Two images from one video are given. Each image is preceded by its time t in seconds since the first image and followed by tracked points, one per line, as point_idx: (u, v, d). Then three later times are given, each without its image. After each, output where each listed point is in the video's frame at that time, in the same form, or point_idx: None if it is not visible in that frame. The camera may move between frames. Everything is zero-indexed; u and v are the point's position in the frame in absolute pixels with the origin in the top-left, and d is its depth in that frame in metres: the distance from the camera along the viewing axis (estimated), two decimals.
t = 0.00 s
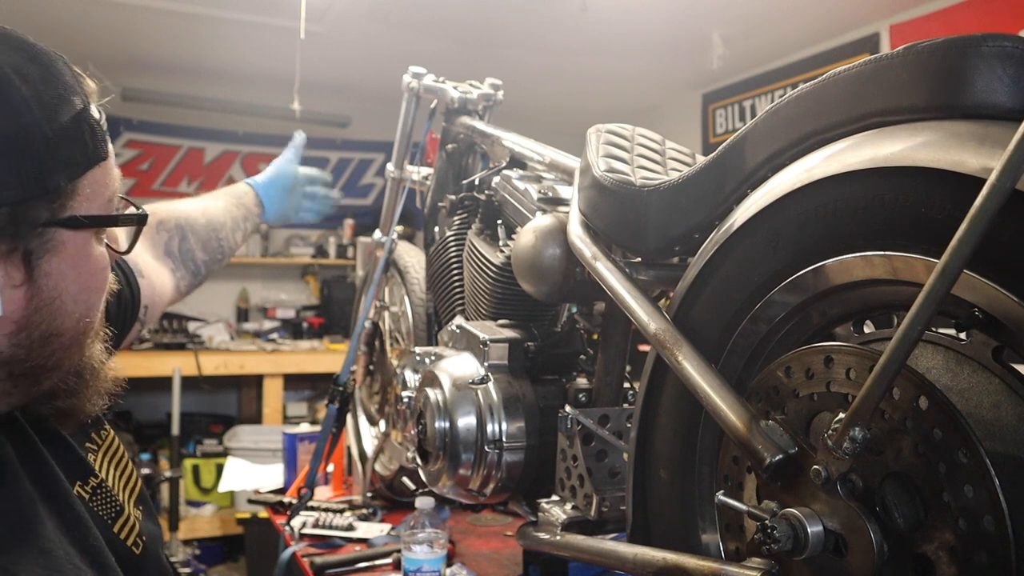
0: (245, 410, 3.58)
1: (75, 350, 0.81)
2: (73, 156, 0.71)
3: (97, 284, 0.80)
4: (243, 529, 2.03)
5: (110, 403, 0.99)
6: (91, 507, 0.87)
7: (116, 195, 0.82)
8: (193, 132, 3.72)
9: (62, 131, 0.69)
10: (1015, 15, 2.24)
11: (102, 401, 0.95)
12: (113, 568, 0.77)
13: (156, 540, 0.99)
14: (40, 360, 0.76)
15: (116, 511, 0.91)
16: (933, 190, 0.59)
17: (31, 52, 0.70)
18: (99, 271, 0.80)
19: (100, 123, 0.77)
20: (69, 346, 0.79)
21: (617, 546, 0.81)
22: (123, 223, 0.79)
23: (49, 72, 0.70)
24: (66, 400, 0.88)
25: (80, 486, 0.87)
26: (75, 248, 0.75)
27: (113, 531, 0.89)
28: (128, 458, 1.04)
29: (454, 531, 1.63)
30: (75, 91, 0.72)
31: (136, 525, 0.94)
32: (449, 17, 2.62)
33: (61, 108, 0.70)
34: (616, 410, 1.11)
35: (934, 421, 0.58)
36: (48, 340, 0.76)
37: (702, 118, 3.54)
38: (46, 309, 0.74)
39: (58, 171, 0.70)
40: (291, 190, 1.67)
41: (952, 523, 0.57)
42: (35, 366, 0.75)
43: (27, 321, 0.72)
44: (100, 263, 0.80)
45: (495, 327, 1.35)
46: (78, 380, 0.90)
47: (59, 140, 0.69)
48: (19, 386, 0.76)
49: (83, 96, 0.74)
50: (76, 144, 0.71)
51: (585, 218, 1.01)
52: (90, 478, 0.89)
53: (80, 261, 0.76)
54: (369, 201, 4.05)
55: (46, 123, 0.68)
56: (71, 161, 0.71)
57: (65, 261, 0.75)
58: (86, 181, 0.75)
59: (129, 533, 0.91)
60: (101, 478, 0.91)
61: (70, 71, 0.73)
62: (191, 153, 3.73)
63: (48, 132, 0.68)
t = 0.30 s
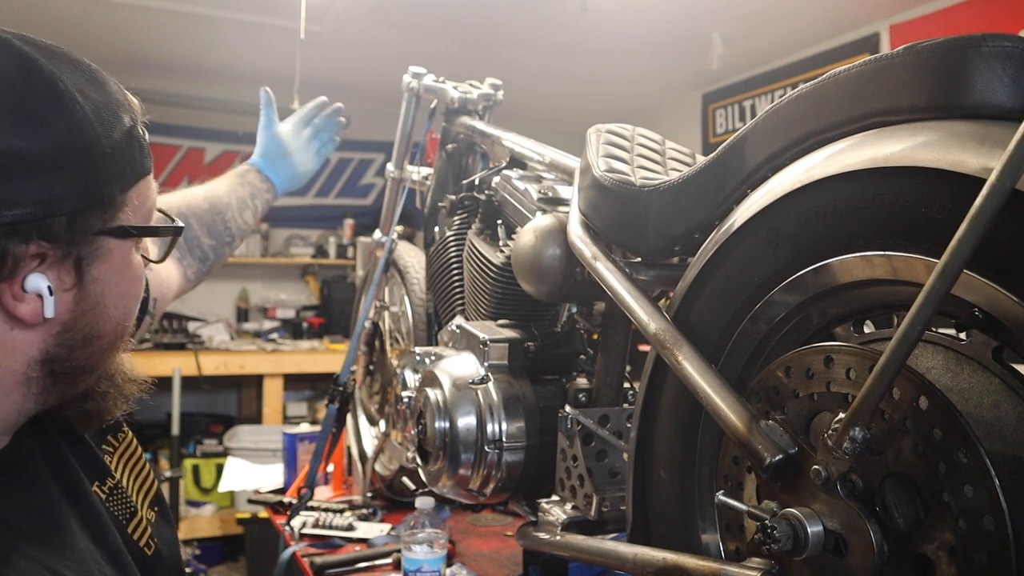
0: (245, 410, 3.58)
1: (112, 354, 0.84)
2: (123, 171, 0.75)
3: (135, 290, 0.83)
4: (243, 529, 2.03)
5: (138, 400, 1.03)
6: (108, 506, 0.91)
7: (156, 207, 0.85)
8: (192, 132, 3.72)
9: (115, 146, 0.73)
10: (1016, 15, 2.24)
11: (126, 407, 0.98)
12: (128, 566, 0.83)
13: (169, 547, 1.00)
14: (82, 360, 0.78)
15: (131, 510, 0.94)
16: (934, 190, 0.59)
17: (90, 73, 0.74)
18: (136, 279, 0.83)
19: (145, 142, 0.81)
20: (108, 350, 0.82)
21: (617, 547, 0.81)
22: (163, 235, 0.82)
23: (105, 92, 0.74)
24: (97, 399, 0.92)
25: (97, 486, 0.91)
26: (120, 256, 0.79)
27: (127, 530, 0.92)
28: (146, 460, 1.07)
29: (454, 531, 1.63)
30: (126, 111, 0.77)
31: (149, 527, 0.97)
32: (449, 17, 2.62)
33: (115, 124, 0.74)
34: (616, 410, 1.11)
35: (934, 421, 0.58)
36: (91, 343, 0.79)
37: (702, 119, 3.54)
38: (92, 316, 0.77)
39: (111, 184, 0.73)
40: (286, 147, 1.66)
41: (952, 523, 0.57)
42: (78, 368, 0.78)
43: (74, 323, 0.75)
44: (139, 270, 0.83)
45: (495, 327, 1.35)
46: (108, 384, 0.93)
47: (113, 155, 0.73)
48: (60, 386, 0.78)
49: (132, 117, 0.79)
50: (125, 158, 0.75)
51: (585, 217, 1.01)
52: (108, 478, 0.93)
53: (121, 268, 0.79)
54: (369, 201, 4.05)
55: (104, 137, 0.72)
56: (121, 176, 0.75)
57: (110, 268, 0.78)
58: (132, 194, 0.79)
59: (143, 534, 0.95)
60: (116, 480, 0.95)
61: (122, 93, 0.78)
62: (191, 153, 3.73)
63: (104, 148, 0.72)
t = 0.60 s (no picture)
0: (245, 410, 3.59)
1: (114, 361, 0.84)
2: (130, 180, 0.75)
3: (142, 299, 0.84)
4: (243, 529, 2.03)
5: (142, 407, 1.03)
6: (112, 511, 0.91)
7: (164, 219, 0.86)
8: (192, 132, 3.72)
9: (122, 156, 0.73)
10: (1016, 15, 2.24)
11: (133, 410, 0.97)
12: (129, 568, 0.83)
13: (169, 549, 1.01)
14: (84, 365, 0.78)
15: (135, 515, 0.95)
16: (934, 190, 0.59)
17: (101, 86, 0.75)
18: (142, 288, 0.83)
19: (154, 153, 0.81)
20: (110, 357, 0.82)
21: (617, 547, 0.81)
22: (170, 246, 0.83)
23: (113, 103, 0.74)
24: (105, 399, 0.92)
25: (102, 490, 0.92)
26: (123, 264, 0.79)
27: (131, 535, 0.92)
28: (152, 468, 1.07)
29: (454, 531, 1.63)
30: (134, 123, 0.77)
31: (152, 531, 0.97)
32: (449, 17, 2.62)
33: (122, 136, 0.74)
34: (616, 410, 1.11)
35: (934, 421, 0.58)
36: (93, 348, 0.78)
37: (702, 119, 3.54)
38: (94, 321, 0.77)
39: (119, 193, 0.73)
40: (320, 177, 1.65)
41: (952, 523, 0.57)
42: (80, 372, 0.78)
43: (76, 328, 0.75)
44: (145, 279, 0.83)
45: (495, 327, 1.34)
46: (118, 386, 0.91)
47: (120, 165, 0.73)
48: (62, 389, 0.78)
49: (141, 128, 0.79)
50: (131, 169, 0.75)
51: (585, 217, 1.01)
52: (113, 483, 0.93)
53: (125, 276, 0.80)
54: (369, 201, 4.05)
55: (110, 148, 0.72)
56: (128, 185, 0.75)
57: (113, 275, 0.78)
58: (138, 203, 0.79)
59: (146, 539, 0.95)
60: (121, 485, 0.95)
61: (132, 106, 0.78)
62: (191, 153, 3.73)
63: (110, 158, 0.72)
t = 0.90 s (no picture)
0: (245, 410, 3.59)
1: (124, 357, 0.83)
2: (140, 178, 0.76)
3: (150, 296, 0.84)
4: (243, 529, 2.03)
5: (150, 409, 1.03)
6: (119, 507, 0.91)
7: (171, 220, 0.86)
8: (192, 132, 3.72)
9: (132, 157, 0.74)
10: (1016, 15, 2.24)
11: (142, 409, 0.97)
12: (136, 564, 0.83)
13: (178, 549, 1.00)
14: (93, 360, 0.78)
15: (141, 512, 0.95)
16: (934, 191, 0.59)
17: (109, 87, 0.75)
18: (149, 286, 0.83)
19: (163, 155, 0.82)
20: (120, 353, 0.82)
21: (617, 546, 0.81)
22: (178, 244, 0.83)
23: (123, 105, 0.75)
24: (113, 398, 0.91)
25: (109, 487, 0.92)
26: (132, 261, 0.79)
27: (137, 531, 0.93)
28: (160, 470, 1.07)
29: (454, 531, 1.63)
30: (144, 125, 0.78)
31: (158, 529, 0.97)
32: (449, 17, 2.62)
33: (132, 137, 0.75)
34: (616, 410, 1.11)
35: (934, 421, 0.58)
36: (102, 342, 0.78)
37: (702, 119, 3.54)
38: (104, 314, 0.77)
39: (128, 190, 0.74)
40: (331, 197, 1.64)
41: (952, 523, 0.57)
42: (90, 366, 0.78)
43: (86, 321, 0.75)
44: (153, 277, 0.84)
45: (495, 327, 1.34)
46: (123, 384, 0.90)
47: (129, 165, 0.74)
48: (72, 384, 0.78)
49: (151, 130, 0.80)
50: (141, 168, 0.76)
51: (585, 217, 1.01)
52: (120, 480, 0.94)
53: (134, 273, 0.80)
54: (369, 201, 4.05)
55: (119, 147, 0.72)
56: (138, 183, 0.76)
57: (122, 270, 0.78)
58: (148, 202, 0.79)
59: (152, 535, 0.95)
60: (127, 482, 0.95)
61: (140, 106, 0.79)
62: (191, 153, 3.73)
63: (120, 157, 0.73)
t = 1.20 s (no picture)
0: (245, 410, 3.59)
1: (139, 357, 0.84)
2: (163, 182, 0.77)
3: (165, 298, 0.84)
4: (243, 529, 2.03)
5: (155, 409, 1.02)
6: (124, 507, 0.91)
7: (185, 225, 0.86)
8: (192, 132, 3.72)
9: (157, 161, 0.76)
10: (1016, 15, 2.24)
11: (149, 406, 0.97)
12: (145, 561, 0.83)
13: (180, 548, 1.01)
14: (111, 357, 0.78)
15: (145, 512, 0.95)
16: (934, 190, 0.59)
17: (134, 96, 0.77)
18: (164, 287, 0.84)
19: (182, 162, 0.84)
20: (135, 352, 0.83)
21: (617, 546, 0.81)
22: (193, 247, 0.84)
23: (147, 113, 0.77)
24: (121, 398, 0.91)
25: (114, 486, 0.92)
26: (152, 263, 0.80)
27: (142, 531, 0.93)
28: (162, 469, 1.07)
29: (454, 531, 1.63)
30: (165, 133, 0.80)
31: (162, 529, 0.98)
32: (449, 17, 2.62)
33: (155, 143, 0.77)
34: (616, 410, 1.11)
35: (934, 421, 0.58)
36: (119, 340, 0.79)
37: (702, 119, 3.54)
38: (123, 313, 0.78)
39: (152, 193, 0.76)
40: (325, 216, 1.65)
41: (952, 523, 0.57)
42: (107, 362, 0.78)
43: (107, 319, 0.76)
44: (168, 279, 0.84)
45: (495, 327, 1.34)
46: (134, 384, 0.91)
47: (154, 169, 0.76)
48: (87, 380, 0.78)
49: (171, 137, 0.82)
50: (164, 173, 0.77)
51: (585, 218, 1.01)
52: (125, 480, 0.93)
53: (153, 276, 0.81)
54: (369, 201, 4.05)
55: (146, 152, 0.74)
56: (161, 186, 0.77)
57: (143, 271, 0.79)
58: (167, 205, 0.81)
59: (157, 535, 0.95)
60: (132, 482, 0.95)
61: (162, 114, 0.81)
62: (191, 153, 3.73)
63: (146, 161, 0.74)
